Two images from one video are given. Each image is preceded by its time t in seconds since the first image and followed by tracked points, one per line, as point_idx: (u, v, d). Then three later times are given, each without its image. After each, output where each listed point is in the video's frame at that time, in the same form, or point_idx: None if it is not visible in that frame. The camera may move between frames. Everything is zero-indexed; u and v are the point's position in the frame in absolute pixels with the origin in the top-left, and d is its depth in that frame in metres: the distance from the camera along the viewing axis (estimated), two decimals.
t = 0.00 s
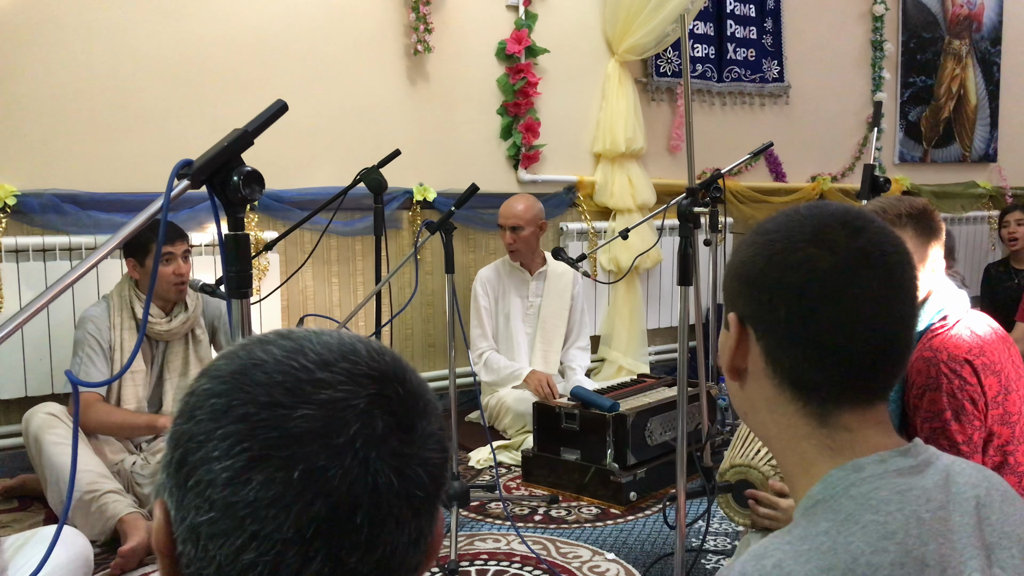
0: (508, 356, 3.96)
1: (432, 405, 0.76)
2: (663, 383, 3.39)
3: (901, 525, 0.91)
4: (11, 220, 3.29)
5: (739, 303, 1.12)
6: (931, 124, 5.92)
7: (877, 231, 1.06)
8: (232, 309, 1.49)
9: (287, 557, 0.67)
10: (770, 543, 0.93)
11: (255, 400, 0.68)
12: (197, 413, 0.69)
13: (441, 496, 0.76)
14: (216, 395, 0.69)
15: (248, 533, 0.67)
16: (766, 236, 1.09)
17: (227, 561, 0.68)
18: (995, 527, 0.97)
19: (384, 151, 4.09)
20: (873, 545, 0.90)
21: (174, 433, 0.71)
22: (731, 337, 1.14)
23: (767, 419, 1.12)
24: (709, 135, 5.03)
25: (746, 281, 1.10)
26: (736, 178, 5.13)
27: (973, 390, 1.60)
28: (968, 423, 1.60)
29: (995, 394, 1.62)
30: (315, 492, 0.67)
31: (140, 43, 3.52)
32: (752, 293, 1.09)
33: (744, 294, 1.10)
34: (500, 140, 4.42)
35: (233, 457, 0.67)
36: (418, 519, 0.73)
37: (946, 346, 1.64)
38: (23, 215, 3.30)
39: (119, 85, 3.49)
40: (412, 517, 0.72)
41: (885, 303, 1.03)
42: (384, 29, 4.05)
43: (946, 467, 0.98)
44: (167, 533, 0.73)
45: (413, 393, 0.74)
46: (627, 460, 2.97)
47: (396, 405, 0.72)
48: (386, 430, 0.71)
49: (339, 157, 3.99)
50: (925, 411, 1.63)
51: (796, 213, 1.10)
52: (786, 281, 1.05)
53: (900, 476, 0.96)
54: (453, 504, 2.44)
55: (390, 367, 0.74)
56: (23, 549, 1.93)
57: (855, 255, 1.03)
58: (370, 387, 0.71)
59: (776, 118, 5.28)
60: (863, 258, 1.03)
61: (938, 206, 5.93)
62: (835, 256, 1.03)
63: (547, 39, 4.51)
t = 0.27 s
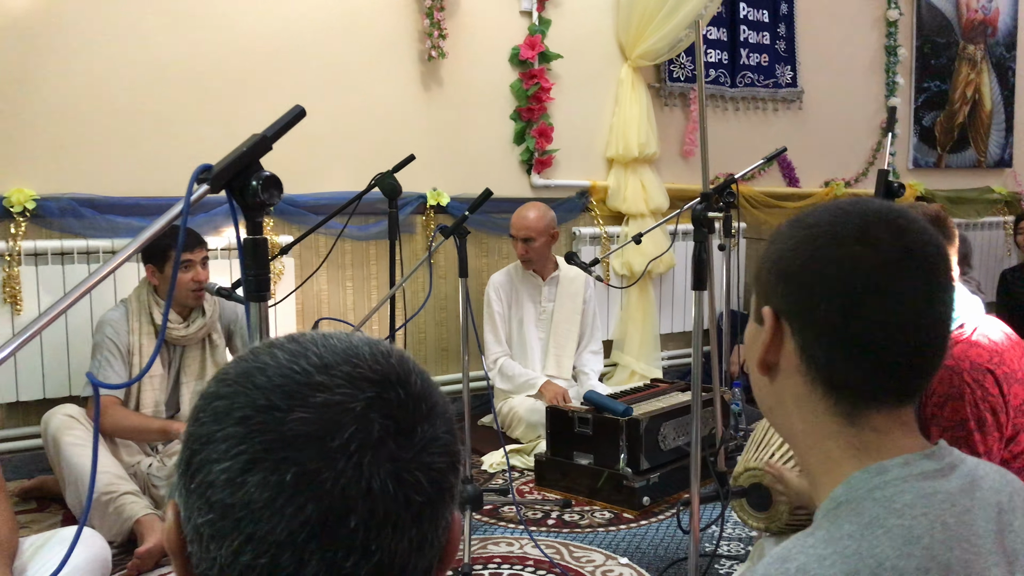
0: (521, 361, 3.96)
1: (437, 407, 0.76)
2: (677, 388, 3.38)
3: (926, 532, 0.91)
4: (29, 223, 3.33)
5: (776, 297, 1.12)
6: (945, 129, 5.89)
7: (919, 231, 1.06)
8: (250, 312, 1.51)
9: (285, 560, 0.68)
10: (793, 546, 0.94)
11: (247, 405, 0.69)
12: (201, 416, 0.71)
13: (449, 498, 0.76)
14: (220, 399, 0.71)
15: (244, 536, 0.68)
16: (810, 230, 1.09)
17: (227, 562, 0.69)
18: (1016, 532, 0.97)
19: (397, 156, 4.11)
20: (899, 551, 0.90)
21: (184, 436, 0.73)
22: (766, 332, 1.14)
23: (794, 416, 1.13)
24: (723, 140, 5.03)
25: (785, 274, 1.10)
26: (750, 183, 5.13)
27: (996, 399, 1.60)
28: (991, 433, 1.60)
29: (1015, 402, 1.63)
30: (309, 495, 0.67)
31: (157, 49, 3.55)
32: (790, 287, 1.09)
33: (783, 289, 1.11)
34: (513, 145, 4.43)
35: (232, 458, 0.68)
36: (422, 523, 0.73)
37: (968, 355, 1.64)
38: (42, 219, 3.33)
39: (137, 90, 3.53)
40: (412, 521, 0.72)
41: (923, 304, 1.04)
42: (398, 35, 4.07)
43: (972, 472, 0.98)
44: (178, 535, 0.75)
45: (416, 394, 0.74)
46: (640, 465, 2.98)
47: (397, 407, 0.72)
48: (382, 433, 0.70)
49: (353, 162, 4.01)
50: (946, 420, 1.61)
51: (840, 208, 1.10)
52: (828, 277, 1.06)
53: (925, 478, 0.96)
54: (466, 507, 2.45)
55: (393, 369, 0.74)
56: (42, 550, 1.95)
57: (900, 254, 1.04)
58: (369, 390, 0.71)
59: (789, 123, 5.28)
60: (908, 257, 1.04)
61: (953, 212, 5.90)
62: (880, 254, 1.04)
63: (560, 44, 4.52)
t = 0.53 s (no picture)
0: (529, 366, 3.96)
1: (455, 415, 0.76)
2: (686, 394, 3.37)
3: (930, 538, 0.90)
4: (41, 227, 3.36)
5: (789, 302, 1.12)
6: (956, 134, 5.86)
7: (935, 237, 1.05)
8: (259, 315, 1.51)
9: (303, 559, 0.68)
10: (794, 552, 0.94)
11: (270, 405, 0.69)
12: (224, 414, 0.71)
13: (464, 506, 0.76)
14: (242, 397, 0.71)
15: (263, 533, 0.68)
16: (823, 235, 1.09)
17: (244, 562, 0.69)
18: None
19: (407, 160, 4.12)
20: (899, 558, 0.89)
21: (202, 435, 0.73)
22: (779, 335, 1.14)
23: (805, 420, 1.13)
24: (733, 145, 5.02)
25: (798, 279, 1.10)
26: (760, 188, 5.11)
27: (1008, 404, 1.60)
28: (1005, 439, 1.59)
29: None
30: (327, 496, 0.68)
31: (168, 54, 3.58)
32: (804, 292, 1.09)
33: (796, 294, 1.11)
34: (523, 150, 4.43)
35: (253, 457, 0.68)
36: (437, 530, 0.73)
37: (980, 361, 1.63)
38: (53, 223, 3.36)
39: (149, 94, 3.55)
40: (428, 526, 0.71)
41: (937, 311, 1.03)
42: (408, 40, 4.08)
43: (983, 480, 0.98)
44: (196, 531, 0.75)
45: (435, 402, 0.74)
46: (649, 470, 2.96)
47: (417, 414, 0.72)
48: (402, 438, 0.70)
49: (363, 166, 4.02)
50: (959, 426, 1.60)
51: (854, 214, 1.10)
52: (841, 282, 1.05)
53: (933, 483, 0.96)
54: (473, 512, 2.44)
55: (413, 375, 0.74)
56: (51, 554, 1.96)
57: (914, 261, 1.03)
58: (390, 395, 0.71)
59: (799, 128, 5.26)
60: (922, 264, 1.03)
61: (965, 217, 5.87)
62: (893, 261, 1.03)
63: (570, 49, 4.53)
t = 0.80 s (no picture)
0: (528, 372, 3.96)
1: (435, 414, 0.76)
2: (686, 400, 3.37)
3: (923, 538, 0.91)
4: (41, 233, 3.36)
5: (796, 304, 1.12)
6: (956, 140, 5.87)
7: (947, 248, 1.04)
8: (258, 322, 1.51)
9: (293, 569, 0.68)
10: (786, 549, 0.95)
11: (244, 420, 0.69)
12: (201, 431, 0.71)
13: (450, 504, 0.76)
14: (217, 413, 0.71)
15: (249, 548, 0.68)
16: (835, 240, 1.08)
17: None
18: None
19: (407, 166, 4.12)
20: (890, 556, 0.90)
21: (180, 453, 0.73)
22: (785, 335, 1.14)
23: (807, 421, 1.14)
24: (733, 151, 5.03)
25: (805, 283, 1.10)
26: (760, 195, 5.11)
27: (1003, 404, 1.60)
28: (997, 438, 1.59)
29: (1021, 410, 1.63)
30: (311, 506, 0.68)
31: (169, 61, 3.58)
32: (810, 296, 1.09)
33: (802, 296, 1.11)
34: (522, 156, 4.44)
35: (234, 472, 0.68)
36: (425, 530, 0.73)
37: (976, 362, 1.64)
38: (54, 229, 3.36)
39: (148, 100, 3.56)
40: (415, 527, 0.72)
41: (943, 323, 1.03)
42: (408, 46, 4.09)
43: (983, 485, 0.98)
44: (180, 550, 0.75)
45: (414, 403, 0.74)
46: (648, 477, 2.95)
47: (397, 417, 0.72)
48: (381, 442, 0.70)
49: (362, 172, 4.02)
50: (953, 425, 1.60)
51: (867, 221, 1.09)
52: (846, 289, 1.05)
53: (930, 486, 0.96)
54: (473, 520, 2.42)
55: (389, 379, 0.74)
56: (50, 561, 1.96)
57: (922, 271, 1.02)
58: (368, 400, 0.71)
59: (799, 134, 5.27)
60: (930, 274, 1.03)
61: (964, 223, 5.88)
62: (900, 269, 1.03)
63: (569, 55, 4.53)
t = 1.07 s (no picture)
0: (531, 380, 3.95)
1: (454, 428, 0.77)
2: (689, 409, 3.37)
3: (917, 543, 0.92)
4: (46, 242, 3.38)
5: (809, 313, 1.13)
6: (959, 148, 5.87)
7: (963, 265, 1.05)
8: (263, 333, 1.52)
9: None
10: (783, 553, 0.98)
11: (269, 435, 0.69)
12: (223, 441, 0.71)
13: (468, 515, 0.77)
14: (240, 424, 0.71)
15: (274, 560, 0.68)
16: (853, 251, 1.09)
17: None
18: None
19: (410, 175, 4.13)
20: (882, 559, 0.91)
21: (200, 462, 0.73)
22: (798, 342, 1.15)
23: (815, 429, 1.14)
24: (736, 160, 5.04)
25: (822, 295, 1.10)
26: (763, 203, 5.11)
27: (1002, 412, 1.59)
28: (997, 445, 1.58)
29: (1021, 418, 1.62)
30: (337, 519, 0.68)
31: (174, 71, 3.61)
32: (828, 306, 1.09)
33: (816, 305, 1.11)
34: (526, 165, 4.45)
35: (259, 484, 0.69)
36: (447, 541, 0.74)
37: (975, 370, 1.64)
38: (59, 238, 3.38)
39: (154, 109, 3.58)
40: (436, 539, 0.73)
41: (957, 338, 1.04)
42: (411, 56, 4.11)
43: (984, 496, 1.00)
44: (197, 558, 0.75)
45: (434, 416, 0.75)
46: (652, 486, 2.95)
47: (419, 431, 0.73)
48: (405, 455, 0.71)
49: (366, 181, 4.04)
50: (953, 433, 1.61)
51: (889, 235, 1.09)
52: (864, 302, 1.05)
53: (927, 496, 0.98)
54: (477, 530, 2.41)
55: (409, 394, 0.74)
56: (55, 569, 1.97)
57: (940, 289, 1.03)
58: (393, 414, 0.72)
59: (802, 143, 5.28)
60: (946, 292, 1.03)
61: (968, 231, 5.87)
62: (918, 286, 1.03)
63: (573, 64, 4.55)
